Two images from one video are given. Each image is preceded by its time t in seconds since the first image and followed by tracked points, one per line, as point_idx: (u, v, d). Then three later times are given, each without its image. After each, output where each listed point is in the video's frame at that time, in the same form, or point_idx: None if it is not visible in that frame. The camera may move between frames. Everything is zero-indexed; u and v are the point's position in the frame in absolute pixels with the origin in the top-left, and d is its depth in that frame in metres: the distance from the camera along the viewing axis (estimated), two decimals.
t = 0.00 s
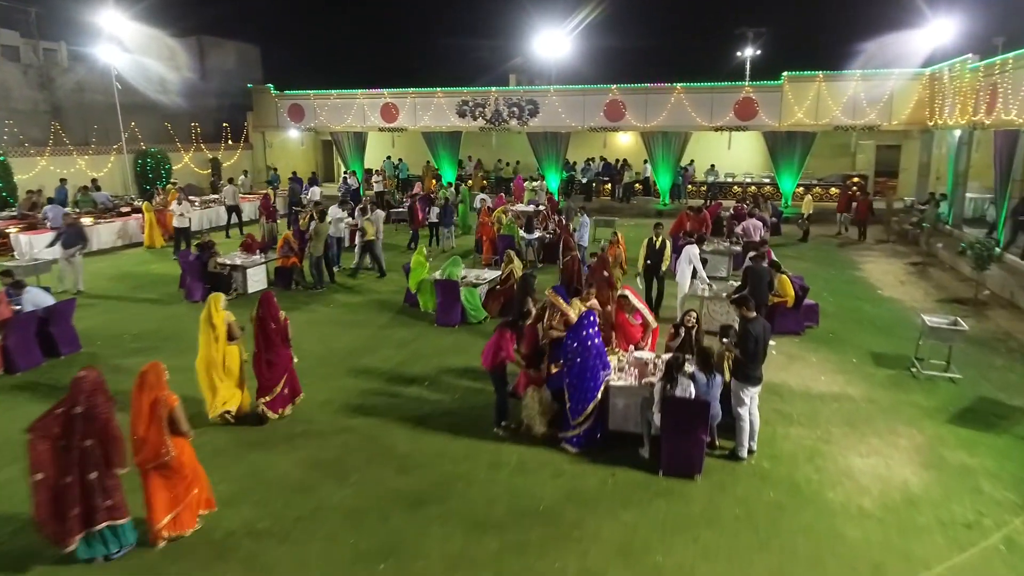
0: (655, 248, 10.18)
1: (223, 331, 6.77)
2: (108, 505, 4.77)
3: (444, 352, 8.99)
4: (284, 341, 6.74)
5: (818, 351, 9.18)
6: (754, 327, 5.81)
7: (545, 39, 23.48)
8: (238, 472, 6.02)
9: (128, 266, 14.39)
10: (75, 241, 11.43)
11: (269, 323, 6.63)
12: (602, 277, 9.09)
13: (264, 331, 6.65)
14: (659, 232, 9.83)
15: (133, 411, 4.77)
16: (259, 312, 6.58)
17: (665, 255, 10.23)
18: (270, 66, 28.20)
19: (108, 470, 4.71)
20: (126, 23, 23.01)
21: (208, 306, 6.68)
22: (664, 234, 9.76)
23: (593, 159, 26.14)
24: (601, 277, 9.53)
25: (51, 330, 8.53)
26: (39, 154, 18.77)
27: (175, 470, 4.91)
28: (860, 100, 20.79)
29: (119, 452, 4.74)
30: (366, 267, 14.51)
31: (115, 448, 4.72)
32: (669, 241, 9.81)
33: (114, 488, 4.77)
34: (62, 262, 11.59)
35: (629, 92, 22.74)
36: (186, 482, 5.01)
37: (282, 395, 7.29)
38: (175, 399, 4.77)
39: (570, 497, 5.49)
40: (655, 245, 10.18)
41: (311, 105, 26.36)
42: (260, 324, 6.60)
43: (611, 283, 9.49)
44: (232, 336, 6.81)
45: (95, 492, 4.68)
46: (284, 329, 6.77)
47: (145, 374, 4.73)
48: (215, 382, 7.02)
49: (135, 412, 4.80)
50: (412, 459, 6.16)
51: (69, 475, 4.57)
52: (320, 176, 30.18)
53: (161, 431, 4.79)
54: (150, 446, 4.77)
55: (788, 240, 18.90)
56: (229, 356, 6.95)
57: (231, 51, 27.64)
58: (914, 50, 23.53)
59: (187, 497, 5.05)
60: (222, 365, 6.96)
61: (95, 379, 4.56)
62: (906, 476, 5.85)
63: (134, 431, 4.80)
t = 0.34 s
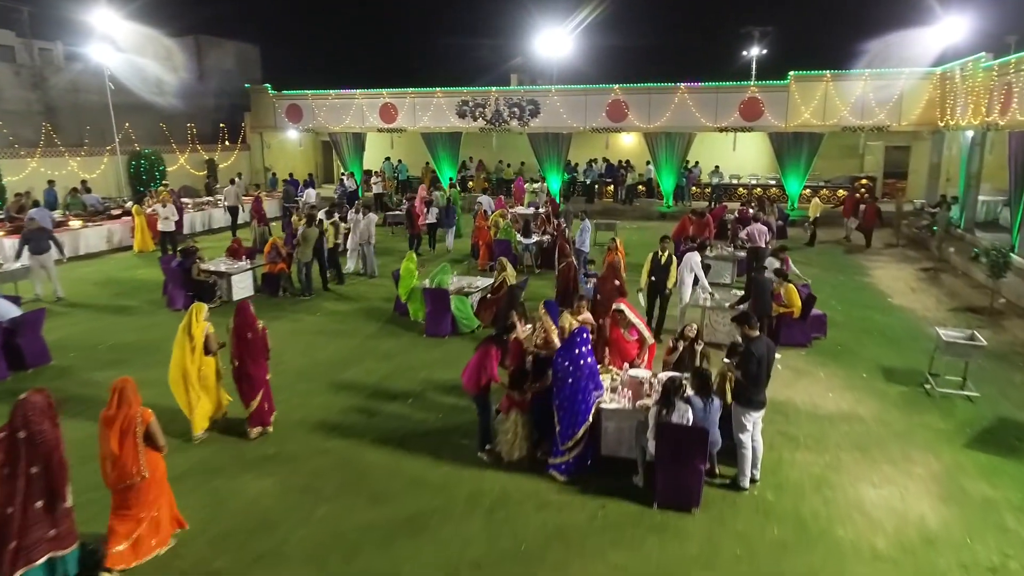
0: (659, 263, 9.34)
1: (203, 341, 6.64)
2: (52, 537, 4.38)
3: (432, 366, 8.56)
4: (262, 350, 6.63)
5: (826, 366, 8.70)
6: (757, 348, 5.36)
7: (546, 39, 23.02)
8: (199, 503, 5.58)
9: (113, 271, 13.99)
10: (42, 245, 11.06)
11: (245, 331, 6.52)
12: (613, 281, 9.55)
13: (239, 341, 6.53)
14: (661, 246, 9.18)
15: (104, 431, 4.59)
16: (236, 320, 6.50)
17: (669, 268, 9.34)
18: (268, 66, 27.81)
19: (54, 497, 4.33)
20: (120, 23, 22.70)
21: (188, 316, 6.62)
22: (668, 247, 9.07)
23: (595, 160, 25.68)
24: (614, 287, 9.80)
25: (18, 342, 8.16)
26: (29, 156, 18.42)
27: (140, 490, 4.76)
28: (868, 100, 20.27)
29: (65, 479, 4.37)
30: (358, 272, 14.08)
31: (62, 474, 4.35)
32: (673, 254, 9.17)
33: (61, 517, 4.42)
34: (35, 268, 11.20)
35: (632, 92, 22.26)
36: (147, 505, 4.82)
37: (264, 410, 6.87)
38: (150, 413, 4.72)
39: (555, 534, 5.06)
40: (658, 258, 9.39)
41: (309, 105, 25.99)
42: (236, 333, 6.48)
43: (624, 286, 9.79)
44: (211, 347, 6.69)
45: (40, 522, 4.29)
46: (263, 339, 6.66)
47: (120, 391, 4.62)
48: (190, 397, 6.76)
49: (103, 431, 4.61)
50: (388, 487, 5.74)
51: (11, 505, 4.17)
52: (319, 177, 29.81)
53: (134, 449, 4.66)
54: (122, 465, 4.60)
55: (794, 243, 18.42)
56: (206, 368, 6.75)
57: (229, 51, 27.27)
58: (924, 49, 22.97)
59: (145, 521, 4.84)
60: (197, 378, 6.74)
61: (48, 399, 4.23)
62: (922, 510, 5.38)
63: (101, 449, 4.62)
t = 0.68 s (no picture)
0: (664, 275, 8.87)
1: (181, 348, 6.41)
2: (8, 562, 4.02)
3: (419, 378, 8.17)
4: (238, 357, 6.46)
5: (832, 379, 8.29)
6: (759, 368, 4.98)
7: (546, 38, 22.61)
8: (160, 532, 5.22)
9: (99, 276, 13.64)
10: (18, 250, 10.72)
11: (219, 340, 6.33)
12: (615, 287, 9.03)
13: (214, 349, 6.36)
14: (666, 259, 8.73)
15: (70, 451, 4.41)
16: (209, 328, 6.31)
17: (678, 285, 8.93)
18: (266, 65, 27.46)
19: (10, 517, 4.01)
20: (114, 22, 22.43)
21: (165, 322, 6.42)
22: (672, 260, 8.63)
23: (596, 161, 25.28)
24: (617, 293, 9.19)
25: None
26: (19, 157, 18.10)
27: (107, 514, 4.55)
28: (875, 100, 19.82)
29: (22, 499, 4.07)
30: (350, 276, 13.69)
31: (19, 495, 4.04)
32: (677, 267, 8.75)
33: (19, 550, 4.07)
34: (13, 274, 10.89)
35: (633, 92, 21.86)
36: (111, 532, 4.59)
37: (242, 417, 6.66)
38: (119, 427, 4.66)
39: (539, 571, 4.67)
40: (665, 271, 8.96)
41: (306, 105, 25.63)
42: (210, 341, 6.30)
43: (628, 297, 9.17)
44: (190, 354, 6.47)
45: None
46: (237, 346, 6.48)
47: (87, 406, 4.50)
48: (169, 404, 6.55)
49: (67, 453, 4.42)
50: (362, 514, 5.35)
51: None
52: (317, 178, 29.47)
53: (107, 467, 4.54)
54: (96, 482, 4.45)
55: (799, 247, 18.00)
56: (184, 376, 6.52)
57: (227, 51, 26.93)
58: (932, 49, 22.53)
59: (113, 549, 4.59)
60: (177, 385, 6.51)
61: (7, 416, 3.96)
62: (937, 544, 4.98)
63: (67, 472, 4.43)
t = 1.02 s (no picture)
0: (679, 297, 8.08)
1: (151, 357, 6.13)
2: None
3: (404, 393, 7.76)
4: (208, 369, 6.23)
5: (840, 394, 7.85)
6: (762, 394, 4.56)
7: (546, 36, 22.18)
8: (113, 567, 4.81)
9: (82, 281, 13.24)
10: None
11: (188, 350, 6.10)
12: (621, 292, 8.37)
13: (183, 361, 6.13)
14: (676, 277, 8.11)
15: (14, 476, 4.09)
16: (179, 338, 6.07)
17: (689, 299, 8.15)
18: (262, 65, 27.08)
19: None
20: (104, 21, 21.92)
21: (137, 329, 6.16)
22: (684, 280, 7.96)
23: (597, 162, 24.84)
24: (621, 304, 8.43)
25: None
26: (7, 159, 17.74)
27: (62, 538, 4.24)
28: (882, 100, 19.35)
29: None
30: (340, 282, 13.29)
31: None
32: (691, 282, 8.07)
33: None
34: None
35: (635, 91, 21.42)
36: (66, 558, 4.28)
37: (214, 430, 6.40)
38: (72, 447, 4.33)
39: None
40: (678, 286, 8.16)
41: (303, 105, 25.24)
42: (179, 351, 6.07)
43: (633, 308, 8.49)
44: (160, 364, 6.17)
45: None
46: (208, 357, 6.25)
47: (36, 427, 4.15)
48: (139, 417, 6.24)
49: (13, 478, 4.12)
50: (332, 548, 4.94)
51: None
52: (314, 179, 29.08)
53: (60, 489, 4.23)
54: (46, 507, 4.15)
55: (805, 250, 17.54)
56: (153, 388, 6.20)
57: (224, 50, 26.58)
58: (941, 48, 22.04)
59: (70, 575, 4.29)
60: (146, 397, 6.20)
61: None
62: None
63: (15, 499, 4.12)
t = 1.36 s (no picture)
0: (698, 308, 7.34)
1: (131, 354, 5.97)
2: None
3: (389, 403, 7.37)
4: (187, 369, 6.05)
5: (850, 405, 7.44)
6: (769, 412, 4.18)
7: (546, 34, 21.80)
8: None
9: (66, 283, 12.87)
10: None
11: (168, 351, 5.89)
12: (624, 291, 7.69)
13: (162, 362, 5.91)
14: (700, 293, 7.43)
15: None
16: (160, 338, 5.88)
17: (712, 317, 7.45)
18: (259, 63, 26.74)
19: None
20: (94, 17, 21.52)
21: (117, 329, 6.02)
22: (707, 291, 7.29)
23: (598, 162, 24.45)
24: (623, 304, 7.68)
25: None
26: None
27: (16, 555, 3.86)
28: (888, 98, 18.94)
29: None
30: (332, 284, 12.92)
31: None
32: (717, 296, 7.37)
33: None
34: None
35: (636, 90, 21.02)
36: None
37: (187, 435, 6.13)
38: (29, 458, 3.90)
39: None
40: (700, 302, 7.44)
41: (299, 104, 24.89)
42: (159, 352, 5.86)
43: (636, 311, 7.76)
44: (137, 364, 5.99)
45: None
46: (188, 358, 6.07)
47: None
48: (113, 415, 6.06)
49: None
50: None
51: None
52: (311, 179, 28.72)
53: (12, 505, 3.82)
54: None
55: (809, 251, 17.14)
56: (130, 387, 6.03)
57: (220, 48, 26.24)
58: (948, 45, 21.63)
59: None
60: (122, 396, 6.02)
61: None
62: None
63: None
